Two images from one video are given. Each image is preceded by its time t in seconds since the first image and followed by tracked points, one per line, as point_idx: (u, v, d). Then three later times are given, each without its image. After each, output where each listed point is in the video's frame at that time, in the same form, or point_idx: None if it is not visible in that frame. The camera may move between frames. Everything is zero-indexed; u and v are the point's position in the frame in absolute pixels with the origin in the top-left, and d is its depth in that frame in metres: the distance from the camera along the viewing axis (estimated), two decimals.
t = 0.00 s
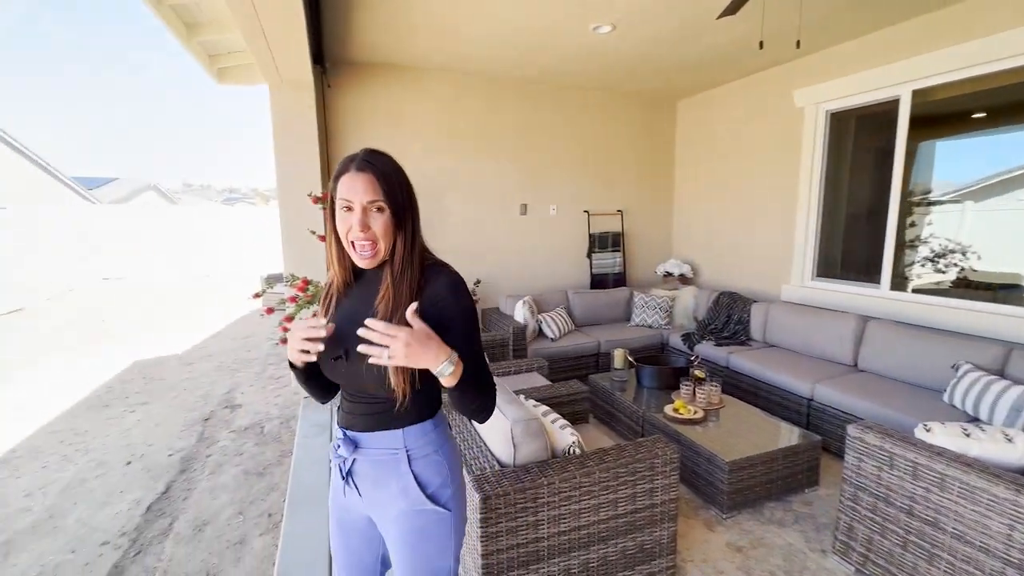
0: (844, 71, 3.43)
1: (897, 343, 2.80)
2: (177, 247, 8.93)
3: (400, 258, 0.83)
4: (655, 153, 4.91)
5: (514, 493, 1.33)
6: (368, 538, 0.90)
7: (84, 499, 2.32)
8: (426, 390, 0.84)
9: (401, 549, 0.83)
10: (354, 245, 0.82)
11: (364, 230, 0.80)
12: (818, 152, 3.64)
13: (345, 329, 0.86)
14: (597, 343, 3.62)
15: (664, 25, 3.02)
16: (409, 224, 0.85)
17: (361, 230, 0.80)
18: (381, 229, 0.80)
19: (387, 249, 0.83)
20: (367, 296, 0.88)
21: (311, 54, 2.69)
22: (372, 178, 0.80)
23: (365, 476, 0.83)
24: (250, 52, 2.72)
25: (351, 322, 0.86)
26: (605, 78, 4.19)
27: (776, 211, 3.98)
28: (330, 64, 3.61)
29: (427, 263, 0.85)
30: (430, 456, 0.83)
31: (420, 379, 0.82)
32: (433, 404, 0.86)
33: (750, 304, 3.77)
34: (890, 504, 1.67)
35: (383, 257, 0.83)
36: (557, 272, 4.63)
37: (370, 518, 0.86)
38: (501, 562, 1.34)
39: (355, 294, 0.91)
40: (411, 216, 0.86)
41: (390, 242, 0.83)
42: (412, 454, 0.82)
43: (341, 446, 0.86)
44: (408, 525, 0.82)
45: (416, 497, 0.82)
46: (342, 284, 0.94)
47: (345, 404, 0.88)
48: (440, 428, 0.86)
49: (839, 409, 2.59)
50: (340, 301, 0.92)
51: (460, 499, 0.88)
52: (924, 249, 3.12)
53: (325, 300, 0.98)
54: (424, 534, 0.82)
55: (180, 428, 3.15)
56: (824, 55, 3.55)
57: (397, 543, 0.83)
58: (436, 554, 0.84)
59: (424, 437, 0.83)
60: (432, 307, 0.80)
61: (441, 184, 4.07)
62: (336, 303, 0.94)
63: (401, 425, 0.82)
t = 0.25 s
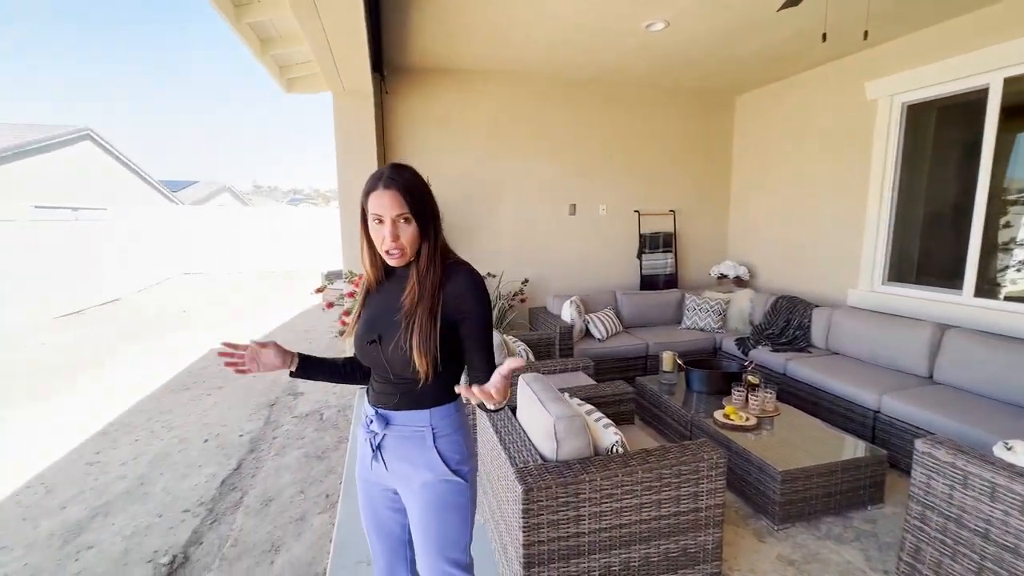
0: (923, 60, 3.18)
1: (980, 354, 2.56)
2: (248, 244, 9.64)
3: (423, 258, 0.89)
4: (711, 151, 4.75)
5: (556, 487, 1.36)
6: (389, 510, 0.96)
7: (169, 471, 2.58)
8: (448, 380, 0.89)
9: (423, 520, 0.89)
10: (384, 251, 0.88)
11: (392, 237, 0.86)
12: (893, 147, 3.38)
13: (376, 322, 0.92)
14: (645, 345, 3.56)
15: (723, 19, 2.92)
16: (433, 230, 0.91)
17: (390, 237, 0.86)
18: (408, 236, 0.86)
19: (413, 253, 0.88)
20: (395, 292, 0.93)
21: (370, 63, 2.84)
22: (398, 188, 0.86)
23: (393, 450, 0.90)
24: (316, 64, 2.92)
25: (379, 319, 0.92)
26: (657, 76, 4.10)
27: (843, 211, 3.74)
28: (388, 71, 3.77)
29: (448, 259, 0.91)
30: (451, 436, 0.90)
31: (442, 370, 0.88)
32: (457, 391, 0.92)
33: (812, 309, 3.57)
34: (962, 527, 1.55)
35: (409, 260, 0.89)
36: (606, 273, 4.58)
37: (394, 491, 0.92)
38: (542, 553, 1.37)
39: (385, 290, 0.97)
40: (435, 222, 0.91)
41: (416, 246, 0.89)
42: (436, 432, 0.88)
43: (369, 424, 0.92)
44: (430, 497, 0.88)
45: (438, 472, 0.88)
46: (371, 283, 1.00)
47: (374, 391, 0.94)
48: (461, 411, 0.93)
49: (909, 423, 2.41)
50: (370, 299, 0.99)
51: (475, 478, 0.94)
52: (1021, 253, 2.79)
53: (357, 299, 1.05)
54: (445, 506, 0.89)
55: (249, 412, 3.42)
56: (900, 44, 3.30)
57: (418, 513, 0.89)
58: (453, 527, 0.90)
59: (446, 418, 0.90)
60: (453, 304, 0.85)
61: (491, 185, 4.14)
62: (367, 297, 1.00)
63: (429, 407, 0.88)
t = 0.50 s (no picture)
0: (1007, 45, 2.91)
1: None
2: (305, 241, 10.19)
3: (454, 251, 0.94)
4: (765, 148, 4.55)
5: (591, 481, 1.38)
6: (419, 483, 1.03)
7: (233, 450, 2.80)
8: (475, 366, 0.95)
9: (450, 497, 0.94)
10: (418, 247, 0.94)
11: (425, 234, 0.92)
12: (970, 141, 3.13)
13: (410, 309, 0.99)
14: (690, 347, 3.47)
15: (777, 11, 2.81)
16: (464, 227, 0.96)
17: (424, 234, 0.92)
18: (440, 233, 0.92)
19: (445, 249, 0.94)
20: (428, 283, 0.99)
21: (419, 68, 2.95)
22: (432, 188, 0.92)
23: (425, 429, 0.96)
24: (368, 70, 3.06)
25: (413, 309, 0.98)
26: (707, 71, 3.99)
27: (912, 210, 3.49)
28: (436, 76, 3.89)
29: (477, 254, 0.96)
30: (479, 419, 0.96)
31: (470, 358, 0.94)
32: (486, 377, 0.98)
33: (873, 314, 3.37)
34: None
35: (441, 255, 0.95)
36: (651, 273, 4.50)
37: (423, 466, 0.99)
38: (576, 545, 1.40)
39: (418, 280, 1.02)
40: (466, 219, 0.97)
41: (448, 242, 0.95)
42: (465, 414, 0.95)
43: (404, 402, 1.00)
44: (457, 475, 0.94)
45: (466, 451, 0.94)
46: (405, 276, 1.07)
47: (410, 376, 1.01)
48: (489, 397, 0.99)
49: (980, 438, 2.23)
50: (405, 291, 1.05)
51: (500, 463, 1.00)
52: None
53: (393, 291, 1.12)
54: (471, 485, 0.94)
55: (303, 399, 3.64)
56: (980, 29, 3.04)
57: (444, 489, 0.95)
58: (476, 506, 0.95)
59: (475, 402, 0.96)
60: (481, 297, 0.91)
61: (535, 185, 4.18)
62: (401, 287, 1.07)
63: (459, 390, 0.95)
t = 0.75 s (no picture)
0: None
1: None
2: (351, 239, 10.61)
3: (488, 243, 1.01)
4: (816, 143, 4.36)
5: (620, 474, 1.41)
6: (454, 465, 1.10)
7: (285, 433, 2.99)
8: (502, 352, 1.01)
9: (483, 475, 1.01)
10: (456, 238, 1.02)
11: (463, 226, 0.99)
12: None
13: (445, 295, 1.06)
14: (731, 348, 3.40)
15: (830, 2, 2.70)
16: (499, 221, 1.03)
17: (462, 226, 0.99)
18: (476, 226, 0.99)
19: (480, 241, 1.01)
20: (462, 273, 1.06)
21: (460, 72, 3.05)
22: (471, 183, 0.99)
23: (459, 413, 1.03)
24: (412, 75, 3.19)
25: (447, 296, 1.05)
26: (753, 65, 3.87)
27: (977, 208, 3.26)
28: (478, 78, 3.97)
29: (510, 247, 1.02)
30: (508, 402, 1.02)
31: (499, 343, 1.00)
32: (513, 363, 1.04)
33: (933, 319, 3.18)
34: None
35: (476, 246, 1.02)
36: (692, 272, 4.42)
37: (457, 448, 1.06)
38: (605, 535, 1.43)
39: (453, 271, 1.10)
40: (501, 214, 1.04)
41: (483, 234, 1.01)
42: (495, 397, 1.01)
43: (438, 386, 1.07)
44: (489, 455, 1.00)
45: (497, 433, 1.00)
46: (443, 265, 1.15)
47: (442, 360, 1.08)
48: (517, 382, 1.05)
49: None
50: (441, 280, 1.13)
51: (530, 444, 1.05)
52: None
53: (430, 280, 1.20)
54: (502, 465, 1.00)
55: (349, 389, 3.83)
56: None
57: (477, 468, 1.02)
58: (508, 484, 1.01)
59: (504, 386, 1.02)
60: (510, 287, 0.97)
61: (574, 183, 4.19)
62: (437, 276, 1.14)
63: (489, 374, 1.01)
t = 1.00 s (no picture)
0: None
1: None
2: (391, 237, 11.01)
3: (521, 243, 1.07)
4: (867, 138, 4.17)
5: (648, 467, 1.44)
6: (486, 452, 1.16)
7: (329, 421, 3.16)
8: (535, 346, 1.07)
9: (514, 461, 1.06)
10: (490, 238, 1.07)
11: (497, 228, 1.05)
12: None
13: (479, 293, 1.11)
14: (770, 350, 3.31)
15: None
16: (530, 223, 1.09)
17: (496, 227, 1.05)
18: (510, 227, 1.04)
19: (513, 242, 1.07)
20: (494, 271, 1.12)
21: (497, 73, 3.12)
22: (504, 187, 1.04)
23: (492, 402, 1.09)
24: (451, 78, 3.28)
25: (482, 294, 1.11)
26: (798, 59, 3.74)
27: None
28: (515, 79, 4.03)
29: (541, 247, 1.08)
30: (538, 393, 1.08)
31: (532, 337, 1.06)
32: (542, 356, 1.10)
33: (994, 324, 2.99)
34: None
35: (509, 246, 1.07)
36: (731, 272, 4.32)
37: (490, 435, 1.11)
38: (631, 528, 1.46)
39: (485, 270, 1.15)
40: (532, 217, 1.09)
41: (515, 236, 1.07)
42: (527, 388, 1.07)
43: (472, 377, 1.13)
44: (521, 442, 1.05)
45: (528, 421, 1.06)
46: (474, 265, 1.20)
47: (475, 354, 1.14)
48: (545, 374, 1.11)
49: None
50: (473, 278, 1.18)
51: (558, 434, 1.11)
52: None
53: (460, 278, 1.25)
54: (533, 451, 1.05)
55: (388, 381, 3.99)
56: None
57: (508, 455, 1.07)
58: (538, 470, 1.06)
59: (535, 377, 1.08)
60: (544, 285, 1.03)
61: (610, 182, 4.18)
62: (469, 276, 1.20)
63: (520, 366, 1.07)
